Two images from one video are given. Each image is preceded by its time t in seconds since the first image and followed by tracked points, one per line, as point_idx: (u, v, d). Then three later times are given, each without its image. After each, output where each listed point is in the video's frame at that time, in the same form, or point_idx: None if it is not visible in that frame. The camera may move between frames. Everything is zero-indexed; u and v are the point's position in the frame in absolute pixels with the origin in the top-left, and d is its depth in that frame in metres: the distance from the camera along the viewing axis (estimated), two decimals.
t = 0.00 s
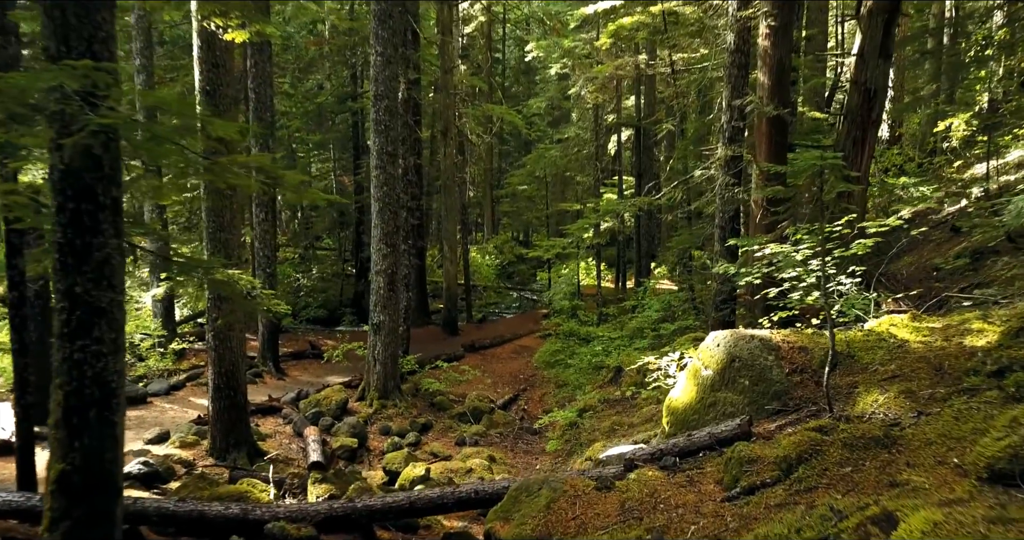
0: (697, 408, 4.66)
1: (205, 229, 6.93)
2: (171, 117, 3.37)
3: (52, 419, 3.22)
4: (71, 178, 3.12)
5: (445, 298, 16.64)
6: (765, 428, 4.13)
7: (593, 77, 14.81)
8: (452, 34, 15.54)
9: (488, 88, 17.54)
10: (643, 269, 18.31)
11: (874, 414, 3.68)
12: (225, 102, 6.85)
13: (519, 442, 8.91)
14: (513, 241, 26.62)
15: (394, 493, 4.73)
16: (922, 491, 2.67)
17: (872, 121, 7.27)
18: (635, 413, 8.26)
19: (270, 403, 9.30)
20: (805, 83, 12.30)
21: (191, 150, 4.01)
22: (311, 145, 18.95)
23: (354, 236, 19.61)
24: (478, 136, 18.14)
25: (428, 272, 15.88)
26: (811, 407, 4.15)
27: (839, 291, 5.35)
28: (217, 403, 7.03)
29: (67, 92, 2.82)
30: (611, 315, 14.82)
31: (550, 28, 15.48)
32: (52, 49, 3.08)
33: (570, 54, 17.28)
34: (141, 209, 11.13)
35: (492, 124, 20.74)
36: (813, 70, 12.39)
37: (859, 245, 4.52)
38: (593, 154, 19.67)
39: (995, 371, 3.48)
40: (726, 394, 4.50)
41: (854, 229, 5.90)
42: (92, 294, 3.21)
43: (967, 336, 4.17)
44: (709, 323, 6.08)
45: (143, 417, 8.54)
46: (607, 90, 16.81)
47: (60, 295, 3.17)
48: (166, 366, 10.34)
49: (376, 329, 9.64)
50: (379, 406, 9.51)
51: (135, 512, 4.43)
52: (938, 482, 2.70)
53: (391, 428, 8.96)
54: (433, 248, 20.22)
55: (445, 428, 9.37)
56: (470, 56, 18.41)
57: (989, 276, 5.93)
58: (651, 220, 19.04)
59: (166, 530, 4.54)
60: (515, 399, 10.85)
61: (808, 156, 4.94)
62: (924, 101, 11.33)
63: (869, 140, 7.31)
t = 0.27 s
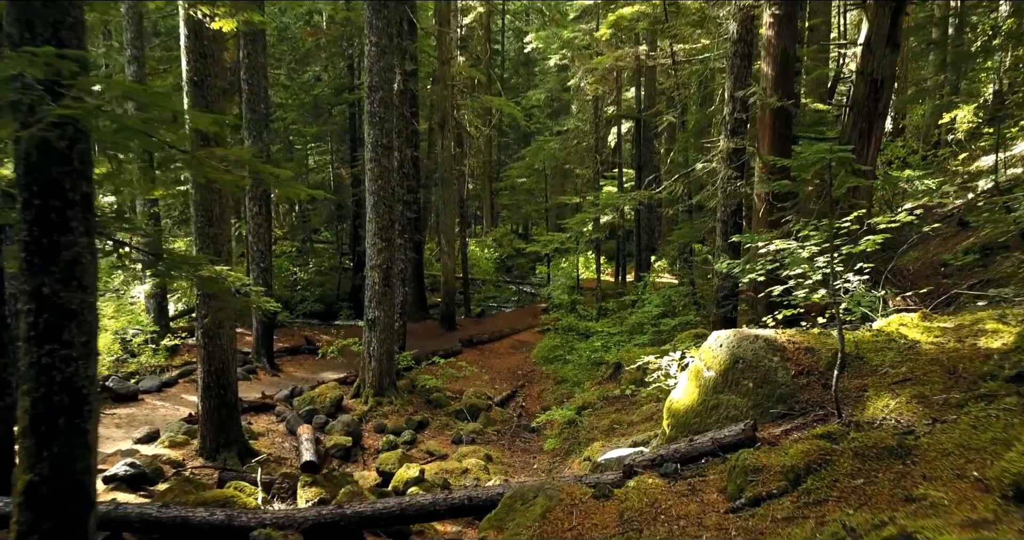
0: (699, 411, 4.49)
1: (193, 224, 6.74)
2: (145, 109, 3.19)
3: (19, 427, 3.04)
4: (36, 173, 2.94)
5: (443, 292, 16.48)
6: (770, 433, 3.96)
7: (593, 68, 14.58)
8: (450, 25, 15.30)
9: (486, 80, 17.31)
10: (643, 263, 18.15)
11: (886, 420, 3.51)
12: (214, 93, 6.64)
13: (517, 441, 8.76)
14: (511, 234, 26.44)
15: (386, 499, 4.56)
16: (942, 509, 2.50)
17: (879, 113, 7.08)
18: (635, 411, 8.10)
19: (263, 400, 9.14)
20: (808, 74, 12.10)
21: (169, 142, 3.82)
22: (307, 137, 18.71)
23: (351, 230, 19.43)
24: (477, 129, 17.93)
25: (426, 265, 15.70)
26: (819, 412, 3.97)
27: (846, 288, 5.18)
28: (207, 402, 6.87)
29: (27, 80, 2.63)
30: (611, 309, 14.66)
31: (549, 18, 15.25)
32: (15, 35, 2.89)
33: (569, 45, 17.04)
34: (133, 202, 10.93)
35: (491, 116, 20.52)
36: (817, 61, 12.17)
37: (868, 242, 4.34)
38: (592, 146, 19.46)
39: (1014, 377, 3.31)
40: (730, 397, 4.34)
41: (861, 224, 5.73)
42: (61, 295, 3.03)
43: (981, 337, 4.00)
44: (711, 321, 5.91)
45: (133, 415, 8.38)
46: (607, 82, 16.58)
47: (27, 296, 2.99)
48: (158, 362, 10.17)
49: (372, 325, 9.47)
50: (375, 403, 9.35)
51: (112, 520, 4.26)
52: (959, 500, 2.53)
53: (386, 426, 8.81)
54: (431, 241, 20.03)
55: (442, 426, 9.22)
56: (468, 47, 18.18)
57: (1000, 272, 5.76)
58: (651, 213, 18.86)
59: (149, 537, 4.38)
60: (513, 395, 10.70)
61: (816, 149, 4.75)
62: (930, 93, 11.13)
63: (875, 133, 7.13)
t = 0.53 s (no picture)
0: (701, 414, 4.35)
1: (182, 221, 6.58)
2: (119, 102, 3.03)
3: None
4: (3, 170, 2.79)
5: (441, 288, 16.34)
6: (775, 437, 3.82)
7: (593, 61, 14.36)
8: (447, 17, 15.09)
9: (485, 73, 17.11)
10: (642, 258, 18.00)
11: (895, 426, 3.36)
12: (203, 86, 6.46)
13: (514, 440, 8.64)
14: (511, 228, 26.28)
15: (378, 505, 4.43)
16: (961, 526, 2.36)
17: (884, 106, 6.92)
18: (635, 411, 7.96)
19: (257, 399, 9.01)
20: (811, 67, 11.91)
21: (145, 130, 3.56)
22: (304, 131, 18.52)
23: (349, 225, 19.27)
24: (475, 123, 17.75)
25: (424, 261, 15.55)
26: (825, 416, 3.83)
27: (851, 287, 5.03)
28: (197, 402, 6.73)
29: None
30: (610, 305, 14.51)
31: (548, 11, 15.05)
32: None
33: (568, 38, 16.83)
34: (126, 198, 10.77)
35: (489, 110, 20.33)
36: (820, 54, 11.99)
37: (876, 241, 4.18)
38: (592, 140, 19.27)
39: None
40: (732, 400, 4.20)
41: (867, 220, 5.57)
42: (30, 299, 2.87)
43: (993, 339, 3.85)
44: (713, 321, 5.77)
45: (125, 415, 8.24)
46: (607, 75, 16.39)
47: None
48: (151, 360, 10.03)
49: (367, 322, 9.32)
50: (371, 401, 9.22)
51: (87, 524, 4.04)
52: (978, 517, 2.39)
53: (382, 426, 8.68)
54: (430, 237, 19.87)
55: (439, 425, 9.08)
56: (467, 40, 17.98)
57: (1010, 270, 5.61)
58: (651, 208, 18.70)
59: None
60: (511, 393, 10.57)
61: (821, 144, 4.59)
62: (934, 85, 10.97)
63: (880, 127, 6.97)
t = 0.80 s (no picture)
0: (703, 418, 4.21)
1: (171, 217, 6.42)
2: (91, 94, 2.87)
3: None
4: None
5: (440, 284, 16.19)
6: (780, 444, 3.68)
7: (592, 54, 14.18)
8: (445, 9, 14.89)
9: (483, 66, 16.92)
10: (643, 253, 17.84)
11: (907, 435, 3.22)
12: (192, 79, 6.29)
13: (512, 439, 8.50)
14: (511, 223, 26.12)
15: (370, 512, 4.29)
16: None
17: (890, 100, 6.76)
18: (635, 410, 7.82)
19: (251, 398, 8.87)
20: (814, 60, 11.73)
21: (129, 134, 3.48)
22: (301, 125, 18.34)
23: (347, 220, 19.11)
24: (474, 117, 17.55)
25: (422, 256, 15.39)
26: (833, 423, 3.68)
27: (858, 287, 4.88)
28: (188, 403, 6.59)
29: None
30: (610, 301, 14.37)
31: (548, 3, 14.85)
32: None
33: (568, 30, 16.63)
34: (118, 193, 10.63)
35: (488, 104, 20.13)
36: (823, 46, 11.79)
37: (886, 240, 4.03)
38: (592, 135, 19.09)
39: None
40: (736, 404, 4.06)
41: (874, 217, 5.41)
42: None
43: (1008, 343, 3.70)
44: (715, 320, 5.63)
45: (116, 414, 8.12)
46: (607, 68, 16.20)
47: None
48: (144, 357, 9.91)
49: (363, 320, 9.18)
50: (366, 400, 9.08)
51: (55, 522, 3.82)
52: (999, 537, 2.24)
53: (378, 425, 8.54)
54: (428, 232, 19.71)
55: (435, 424, 8.94)
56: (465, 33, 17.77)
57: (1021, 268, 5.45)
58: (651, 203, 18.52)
59: None
60: (509, 391, 10.42)
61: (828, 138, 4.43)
62: (939, 79, 10.79)
63: (886, 121, 6.80)
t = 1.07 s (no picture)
0: (706, 424, 4.04)
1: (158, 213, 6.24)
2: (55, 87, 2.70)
3: None
4: None
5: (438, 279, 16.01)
6: (788, 453, 3.50)
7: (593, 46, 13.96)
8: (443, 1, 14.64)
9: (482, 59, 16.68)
10: (643, 248, 17.65)
11: (922, 446, 3.05)
12: (178, 71, 6.10)
13: (510, 439, 8.33)
14: (510, 218, 25.93)
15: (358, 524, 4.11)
16: None
17: (898, 93, 6.56)
18: (635, 411, 7.65)
19: (244, 397, 8.71)
20: (818, 53, 11.51)
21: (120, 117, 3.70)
22: (298, 118, 18.13)
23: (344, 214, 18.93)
24: (473, 111, 17.34)
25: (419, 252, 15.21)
26: (842, 431, 3.51)
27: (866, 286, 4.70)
28: (176, 404, 6.42)
29: None
30: (610, 297, 14.20)
31: None
32: None
33: (568, 22, 16.39)
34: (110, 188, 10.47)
35: (487, 97, 19.91)
36: (827, 38, 11.57)
37: (899, 239, 3.85)
38: (592, 129, 18.87)
39: None
40: (740, 410, 3.89)
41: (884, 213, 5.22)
42: None
43: None
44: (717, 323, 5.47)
45: (105, 414, 7.99)
46: (608, 61, 15.96)
47: None
48: (136, 354, 9.76)
49: (358, 317, 9.01)
50: (361, 399, 8.92)
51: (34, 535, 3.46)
52: None
53: (373, 425, 8.38)
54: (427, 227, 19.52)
55: (432, 423, 8.78)
56: (463, 26, 17.53)
57: None
58: (652, 197, 18.33)
59: None
60: (507, 389, 10.25)
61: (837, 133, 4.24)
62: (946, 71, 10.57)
63: (894, 114, 6.61)
